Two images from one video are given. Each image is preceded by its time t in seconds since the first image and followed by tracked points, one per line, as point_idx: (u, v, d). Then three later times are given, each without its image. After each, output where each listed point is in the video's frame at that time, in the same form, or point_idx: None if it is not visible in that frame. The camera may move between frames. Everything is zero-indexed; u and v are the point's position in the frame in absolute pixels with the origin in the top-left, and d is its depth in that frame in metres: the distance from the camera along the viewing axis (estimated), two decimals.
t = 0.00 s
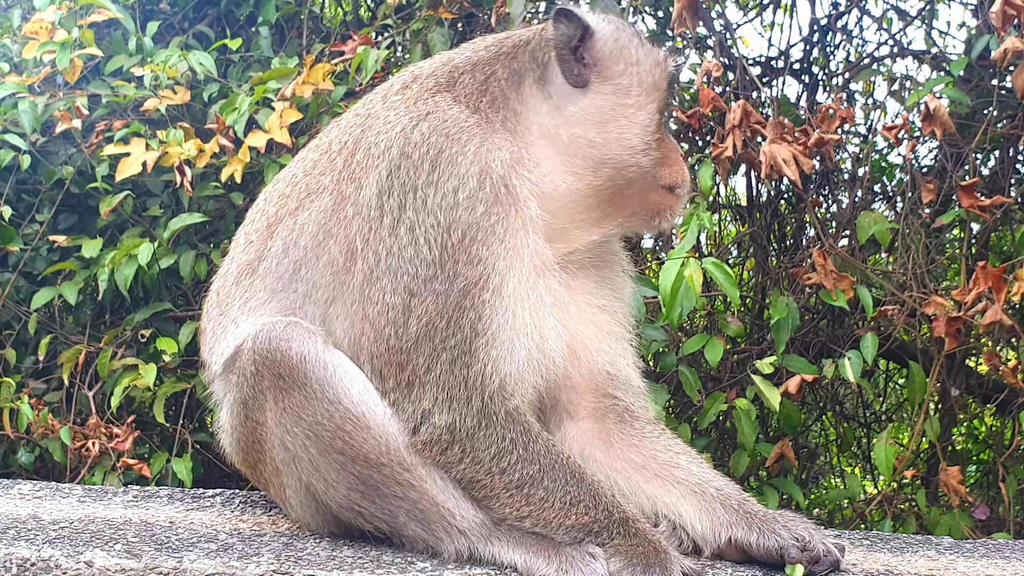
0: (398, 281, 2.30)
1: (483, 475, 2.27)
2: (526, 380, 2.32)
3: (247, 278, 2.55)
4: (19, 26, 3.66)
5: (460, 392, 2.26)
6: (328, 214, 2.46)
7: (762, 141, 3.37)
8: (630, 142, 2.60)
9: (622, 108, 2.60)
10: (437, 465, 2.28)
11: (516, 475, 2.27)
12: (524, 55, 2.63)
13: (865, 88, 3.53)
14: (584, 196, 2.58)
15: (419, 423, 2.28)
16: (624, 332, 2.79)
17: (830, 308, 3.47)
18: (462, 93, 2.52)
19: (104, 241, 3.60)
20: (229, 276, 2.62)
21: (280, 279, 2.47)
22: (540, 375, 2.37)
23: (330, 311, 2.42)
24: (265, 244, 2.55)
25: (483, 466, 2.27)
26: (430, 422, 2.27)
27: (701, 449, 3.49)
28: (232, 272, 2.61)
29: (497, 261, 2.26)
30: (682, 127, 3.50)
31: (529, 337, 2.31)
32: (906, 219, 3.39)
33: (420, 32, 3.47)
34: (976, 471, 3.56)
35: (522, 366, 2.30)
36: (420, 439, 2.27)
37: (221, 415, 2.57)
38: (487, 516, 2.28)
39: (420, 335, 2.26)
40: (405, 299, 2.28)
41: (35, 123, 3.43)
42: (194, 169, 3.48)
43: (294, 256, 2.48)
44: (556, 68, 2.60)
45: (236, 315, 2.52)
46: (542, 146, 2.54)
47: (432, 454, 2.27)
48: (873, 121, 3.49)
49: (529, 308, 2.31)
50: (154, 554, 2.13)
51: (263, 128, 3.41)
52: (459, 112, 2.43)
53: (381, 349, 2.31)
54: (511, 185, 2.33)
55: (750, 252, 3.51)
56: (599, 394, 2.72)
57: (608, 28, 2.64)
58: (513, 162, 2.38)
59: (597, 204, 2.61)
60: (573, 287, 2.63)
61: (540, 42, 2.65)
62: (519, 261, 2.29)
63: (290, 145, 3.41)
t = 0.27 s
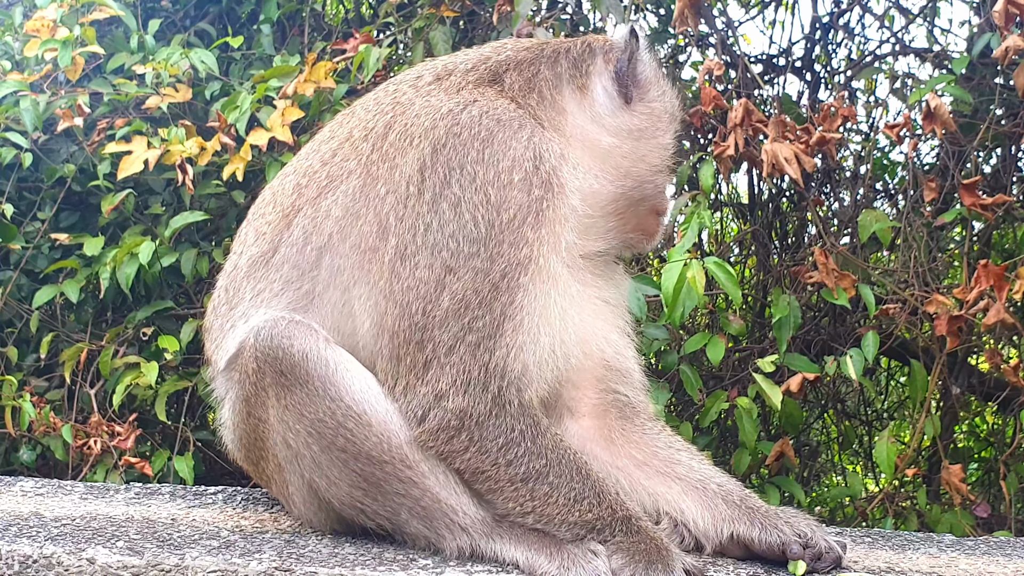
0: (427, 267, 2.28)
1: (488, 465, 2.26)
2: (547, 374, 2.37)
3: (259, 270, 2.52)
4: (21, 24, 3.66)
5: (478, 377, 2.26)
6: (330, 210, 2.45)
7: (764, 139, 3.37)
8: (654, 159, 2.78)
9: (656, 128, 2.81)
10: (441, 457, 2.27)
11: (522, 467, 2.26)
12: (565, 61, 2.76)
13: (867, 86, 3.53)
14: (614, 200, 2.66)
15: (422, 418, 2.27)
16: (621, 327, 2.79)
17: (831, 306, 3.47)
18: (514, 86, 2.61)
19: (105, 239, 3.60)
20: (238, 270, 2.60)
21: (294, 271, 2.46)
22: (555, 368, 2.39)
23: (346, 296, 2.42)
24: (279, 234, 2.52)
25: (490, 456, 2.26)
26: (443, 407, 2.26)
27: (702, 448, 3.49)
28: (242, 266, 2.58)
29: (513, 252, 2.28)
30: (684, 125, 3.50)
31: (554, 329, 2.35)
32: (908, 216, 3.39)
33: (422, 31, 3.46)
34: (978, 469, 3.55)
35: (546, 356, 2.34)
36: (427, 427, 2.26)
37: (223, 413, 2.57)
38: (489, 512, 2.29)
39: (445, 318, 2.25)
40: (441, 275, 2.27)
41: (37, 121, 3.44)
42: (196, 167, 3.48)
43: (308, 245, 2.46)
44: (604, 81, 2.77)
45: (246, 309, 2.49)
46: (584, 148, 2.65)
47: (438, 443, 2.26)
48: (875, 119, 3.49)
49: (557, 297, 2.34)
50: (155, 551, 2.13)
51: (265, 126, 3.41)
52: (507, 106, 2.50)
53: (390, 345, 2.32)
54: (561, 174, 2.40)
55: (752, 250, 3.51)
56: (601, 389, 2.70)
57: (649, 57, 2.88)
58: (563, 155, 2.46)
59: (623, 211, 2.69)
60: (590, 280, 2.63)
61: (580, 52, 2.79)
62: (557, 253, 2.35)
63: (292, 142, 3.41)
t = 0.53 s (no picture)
0: (432, 262, 2.29)
1: (490, 460, 2.26)
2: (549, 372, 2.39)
3: (262, 263, 2.52)
4: (22, 22, 3.66)
5: (482, 371, 2.26)
6: (330, 207, 2.45)
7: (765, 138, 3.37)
8: (655, 161, 2.79)
9: (657, 129, 2.81)
10: (442, 454, 2.27)
11: (523, 464, 2.26)
12: (568, 61, 2.76)
13: (867, 85, 3.53)
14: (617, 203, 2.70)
15: (423, 417, 2.27)
16: (623, 326, 2.79)
17: (832, 306, 3.47)
18: (518, 85, 2.61)
19: (106, 237, 3.60)
20: (241, 264, 2.59)
21: (298, 264, 2.46)
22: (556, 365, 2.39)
23: (351, 290, 2.41)
24: (283, 226, 2.52)
25: (492, 451, 2.26)
26: (446, 401, 2.26)
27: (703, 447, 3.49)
28: (245, 260, 2.58)
29: (516, 247, 2.28)
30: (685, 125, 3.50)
31: (557, 326, 2.36)
32: (909, 216, 3.39)
33: (423, 29, 3.46)
34: (978, 469, 3.55)
35: (548, 354, 2.35)
36: (430, 421, 2.26)
37: (223, 411, 2.57)
38: (489, 510, 2.29)
39: (449, 314, 2.25)
40: (446, 269, 2.27)
41: (37, 119, 3.44)
42: (196, 165, 3.48)
43: (312, 238, 2.46)
44: (606, 82, 2.76)
45: (248, 302, 2.49)
46: (587, 151, 2.67)
47: (439, 438, 2.26)
48: (875, 119, 3.49)
49: (561, 295, 2.36)
50: (154, 550, 2.13)
51: (265, 125, 3.41)
52: (514, 104, 2.50)
53: (392, 342, 2.32)
54: (566, 172, 2.41)
55: (753, 249, 3.51)
56: (602, 387, 2.71)
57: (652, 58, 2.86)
58: (567, 152, 2.46)
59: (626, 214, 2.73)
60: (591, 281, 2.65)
61: (583, 53, 2.79)
62: (562, 253, 2.36)
63: (292, 141, 3.41)
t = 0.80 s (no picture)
0: (424, 261, 2.29)
1: (487, 459, 2.26)
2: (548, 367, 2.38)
3: (258, 260, 2.52)
4: (22, 19, 3.66)
5: (478, 369, 2.26)
6: (326, 206, 2.45)
7: (765, 136, 3.36)
8: (653, 151, 2.79)
9: (651, 118, 2.81)
10: (440, 451, 2.27)
11: (521, 461, 2.25)
12: (558, 54, 2.75)
13: (868, 83, 3.53)
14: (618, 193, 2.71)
15: (421, 414, 2.27)
16: (623, 322, 2.79)
17: (832, 304, 3.47)
18: (510, 79, 2.61)
19: (105, 234, 3.59)
20: (238, 260, 2.59)
21: (295, 261, 2.46)
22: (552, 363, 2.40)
23: (346, 288, 2.41)
24: (279, 225, 2.51)
25: (489, 450, 2.26)
26: (442, 401, 2.26)
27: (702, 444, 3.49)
28: (242, 256, 2.58)
29: (512, 245, 2.28)
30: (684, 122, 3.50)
31: (553, 322, 2.35)
32: (908, 214, 3.38)
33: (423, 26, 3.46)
34: (977, 468, 3.55)
35: (546, 349, 2.35)
36: (426, 421, 2.26)
37: (221, 407, 2.57)
38: (488, 507, 2.28)
39: (444, 313, 2.26)
40: (439, 269, 2.28)
41: (37, 115, 3.44)
42: (196, 162, 3.48)
43: (309, 236, 2.46)
44: (597, 74, 2.76)
45: (246, 298, 2.49)
46: (581, 144, 2.66)
47: (437, 437, 2.26)
48: (875, 117, 3.49)
49: (557, 291, 2.35)
50: (153, 546, 2.13)
51: (265, 121, 3.41)
52: (509, 101, 2.50)
53: (388, 339, 2.32)
54: (560, 169, 2.41)
55: (752, 247, 3.51)
56: (602, 385, 2.71)
57: (642, 45, 2.85)
58: (560, 148, 2.46)
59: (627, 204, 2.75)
60: (589, 275, 2.65)
61: (574, 45, 2.78)
62: (557, 247, 2.35)
63: (292, 138, 3.41)
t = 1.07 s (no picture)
0: (418, 262, 2.30)
1: (484, 459, 2.26)
2: (544, 365, 2.38)
3: (255, 260, 2.52)
4: (20, 18, 3.65)
5: (473, 370, 2.26)
6: (321, 207, 2.45)
7: (763, 134, 3.36)
8: (649, 147, 2.78)
9: (647, 114, 2.81)
10: (437, 450, 2.27)
11: (518, 460, 2.25)
12: (553, 51, 2.75)
13: (866, 82, 3.53)
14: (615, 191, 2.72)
15: (419, 413, 2.27)
16: (621, 321, 2.80)
17: (830, 302, 3.48)
18: (504, 76, 2.61)
19: (104, 233, 3.59)
20: (235, 259, 2.59)
21: (291, 261, 2.45)
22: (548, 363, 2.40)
23: (343, 288, 2.41)
24: (275, 224, 2.51)
25: (486, 449, 2.26)
26: (439, 401, 2.26)
27: (701, 442, 3.49)
28: (239, 256, 2.58)
29: (507, 246, 2.28)
30: (683, 121, 3.50)
31: (548, 322, 2.35)
32: (907, 212, 3.38)
33: (421, 24, 3.46)
34: (976, 466, 3.56)
35: (541, 348, 2.34)
36: (424, 421, 2.26)
37: (219, 406, 2.57)
38: (486, 505, 2.28)
39: (440, 313, 2.26)
40: (433, 269, 2.29)
41: (35, 114, 3.43)
42: (194, 161, 3.48)
43: (304, 236, 2.45)
44: (592, 69, 2.76)
45: (243, 298, 2.49)
46: (576, 142, 2.66)
47: (434, 437, 2.26)
48: (874, 115, 3.49)
49: (552, 290, 2.35)
50: (151, 544, 2.13)
51: (263, 120, 3.41)
52: (502, 100, 2.49)
53: (386, 338, 2.32)
54: (553, 168, 2.41)
55: (751, 245, 3.50)
56: (600, 383, 2.72)
57: (637, 39, 2.85)
58: (553, 147, 2.47)
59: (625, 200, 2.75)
60: (585, 275, 2.66)
61: (568, 41, 2.79)
62: (549, 247, 2.35)
63: (291, 137, 3.41)
